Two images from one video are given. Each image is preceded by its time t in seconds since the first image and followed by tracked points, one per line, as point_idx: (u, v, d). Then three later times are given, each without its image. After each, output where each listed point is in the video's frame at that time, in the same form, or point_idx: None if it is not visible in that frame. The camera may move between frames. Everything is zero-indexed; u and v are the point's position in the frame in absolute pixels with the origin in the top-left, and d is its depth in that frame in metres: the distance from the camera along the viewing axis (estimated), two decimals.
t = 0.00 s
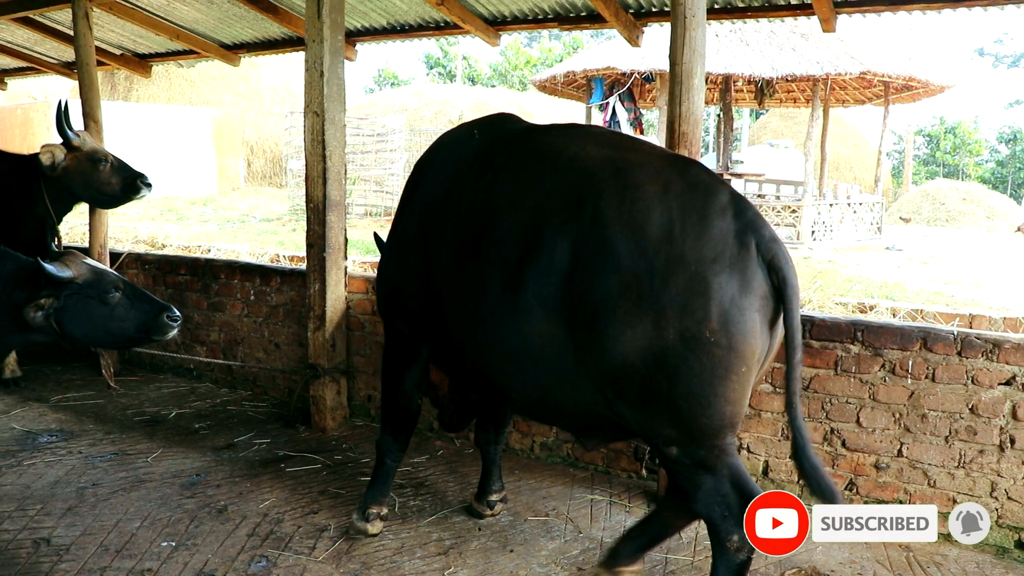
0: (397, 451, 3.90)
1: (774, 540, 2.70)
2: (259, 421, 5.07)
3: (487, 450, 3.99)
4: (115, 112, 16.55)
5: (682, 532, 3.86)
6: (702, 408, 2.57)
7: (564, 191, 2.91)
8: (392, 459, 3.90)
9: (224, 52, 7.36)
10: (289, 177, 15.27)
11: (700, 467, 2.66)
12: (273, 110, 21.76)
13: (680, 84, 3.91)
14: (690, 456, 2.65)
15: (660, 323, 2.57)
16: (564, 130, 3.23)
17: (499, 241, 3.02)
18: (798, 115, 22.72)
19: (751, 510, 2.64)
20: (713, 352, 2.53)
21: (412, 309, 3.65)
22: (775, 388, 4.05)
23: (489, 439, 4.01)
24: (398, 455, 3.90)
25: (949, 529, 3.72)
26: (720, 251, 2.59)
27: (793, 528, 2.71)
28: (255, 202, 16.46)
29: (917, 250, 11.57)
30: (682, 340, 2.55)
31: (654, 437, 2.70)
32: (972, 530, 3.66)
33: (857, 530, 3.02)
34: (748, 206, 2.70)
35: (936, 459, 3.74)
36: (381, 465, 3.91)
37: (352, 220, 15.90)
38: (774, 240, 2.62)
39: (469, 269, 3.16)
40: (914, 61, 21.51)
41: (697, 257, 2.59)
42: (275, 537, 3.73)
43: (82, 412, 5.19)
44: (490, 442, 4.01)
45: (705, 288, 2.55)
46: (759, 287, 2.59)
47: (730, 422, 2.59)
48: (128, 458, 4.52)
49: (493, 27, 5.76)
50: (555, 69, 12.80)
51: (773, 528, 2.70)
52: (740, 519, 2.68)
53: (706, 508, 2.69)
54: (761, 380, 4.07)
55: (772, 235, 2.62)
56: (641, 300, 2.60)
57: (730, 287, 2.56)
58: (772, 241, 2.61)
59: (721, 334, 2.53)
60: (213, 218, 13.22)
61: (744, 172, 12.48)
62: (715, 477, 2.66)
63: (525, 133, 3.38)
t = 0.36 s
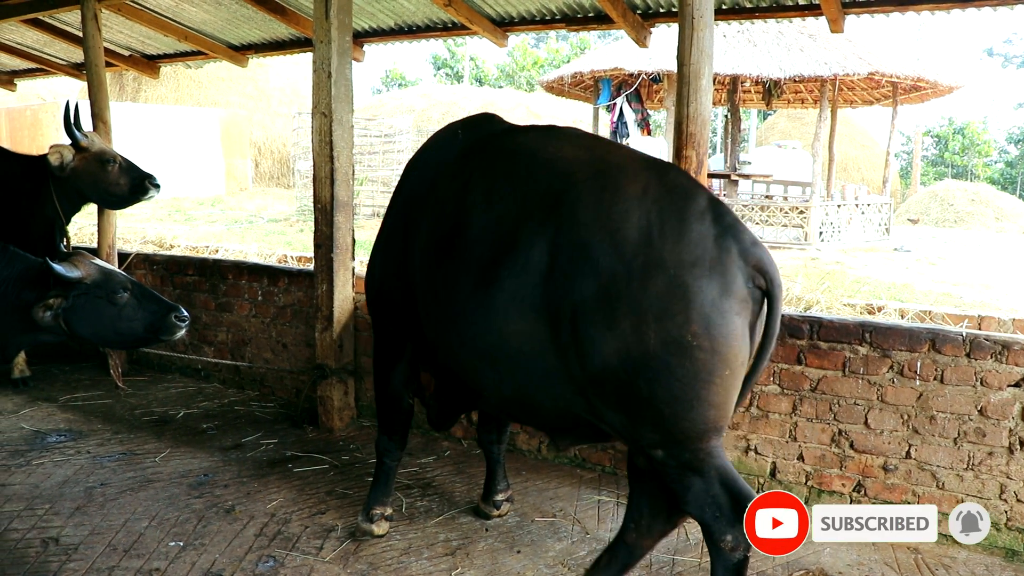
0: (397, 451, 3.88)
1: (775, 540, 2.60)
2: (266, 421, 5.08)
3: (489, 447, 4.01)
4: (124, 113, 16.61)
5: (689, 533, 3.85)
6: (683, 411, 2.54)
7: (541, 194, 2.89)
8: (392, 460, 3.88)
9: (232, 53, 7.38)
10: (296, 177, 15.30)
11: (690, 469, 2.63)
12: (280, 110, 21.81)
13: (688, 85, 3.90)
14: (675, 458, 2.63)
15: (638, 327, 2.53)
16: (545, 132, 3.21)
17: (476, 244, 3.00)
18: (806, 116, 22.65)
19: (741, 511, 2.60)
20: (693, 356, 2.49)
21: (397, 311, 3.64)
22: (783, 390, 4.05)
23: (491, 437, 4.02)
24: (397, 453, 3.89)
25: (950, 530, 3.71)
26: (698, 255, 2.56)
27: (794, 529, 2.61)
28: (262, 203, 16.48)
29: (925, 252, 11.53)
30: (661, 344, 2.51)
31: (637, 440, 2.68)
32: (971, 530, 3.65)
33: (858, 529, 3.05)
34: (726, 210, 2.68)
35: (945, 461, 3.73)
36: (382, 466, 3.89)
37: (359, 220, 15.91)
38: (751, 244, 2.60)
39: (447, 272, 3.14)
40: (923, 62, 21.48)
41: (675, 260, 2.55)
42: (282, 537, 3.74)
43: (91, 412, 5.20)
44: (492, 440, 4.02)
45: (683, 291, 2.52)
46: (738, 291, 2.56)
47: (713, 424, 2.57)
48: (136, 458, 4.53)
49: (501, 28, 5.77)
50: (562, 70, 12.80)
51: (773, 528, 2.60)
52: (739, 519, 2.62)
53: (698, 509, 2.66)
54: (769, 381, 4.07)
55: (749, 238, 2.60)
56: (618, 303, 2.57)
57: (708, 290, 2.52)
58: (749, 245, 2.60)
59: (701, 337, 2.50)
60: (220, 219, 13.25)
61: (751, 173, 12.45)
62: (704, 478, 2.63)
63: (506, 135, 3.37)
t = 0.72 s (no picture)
0: (403, 452, 3.89)
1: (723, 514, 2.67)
2: (277, 422, 5.10)
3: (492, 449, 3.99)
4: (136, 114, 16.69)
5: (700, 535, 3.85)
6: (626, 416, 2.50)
7: (496, 193, 2.87)
8: (397, 460, 3.88)
9: (243, 55, 7.41)
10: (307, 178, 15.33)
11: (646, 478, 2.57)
12: (291, 112, 21.89)
13: (699, 87, 3.89)
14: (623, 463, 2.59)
15: (580, 332, 2.51)
16: (511, 131, 3.19)
17: (435, 242, 3.01)
18: (818, 117, 22.58)
19: (689, 518, 2.52)
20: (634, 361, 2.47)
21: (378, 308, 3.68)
22: (795, 392, 4.03)
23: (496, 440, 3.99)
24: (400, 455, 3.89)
25: (948, 528, 3.74)
26: (643, 259, 2.53)
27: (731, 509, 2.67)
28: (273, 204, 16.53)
29: (937, 254, 11.47)
30: (602, 349, 2.49)
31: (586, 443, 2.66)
32: (972, 530, 3.68)
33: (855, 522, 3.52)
34: (678, 212, 2.65)
35: (958, 464, 3.71)
36: (387, 468, 3.89)
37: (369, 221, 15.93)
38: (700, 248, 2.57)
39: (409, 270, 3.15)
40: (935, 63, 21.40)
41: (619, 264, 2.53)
42: (293, 537, 3.75)
43: (103, 411, 5.23)
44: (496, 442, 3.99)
45: (624, 294, 2.50)
46: (683, 295, 2.53)
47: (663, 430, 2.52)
48: (148, 458, 4.55)
49: (512, 29, 5.77)
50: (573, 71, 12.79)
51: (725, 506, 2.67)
52: (695, 528, 2.53)
53: (651, 515, 2.58)
54: (781, 382, 4.06)
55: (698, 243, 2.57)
56: (561, 306, 2.55)
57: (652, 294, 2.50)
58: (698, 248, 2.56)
59: (643, 342, 2.47)
60: (231, 220, 13.29)
61: (762, 174, 12.42)
62: (654, 485, 2.56)
63: (480, 134, 3.36)
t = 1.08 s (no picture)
0: (410, 454, 3.88)
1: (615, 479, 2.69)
2: (290, 422, 5.11)
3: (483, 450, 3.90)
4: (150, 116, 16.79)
5: (713, 537, 3.84)
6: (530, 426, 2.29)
7: (457, 191, 2.74)
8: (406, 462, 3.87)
9: (258, 56, 7.44)
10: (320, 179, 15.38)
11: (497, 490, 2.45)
12: (305, 113, 21.96)
13: (713, 88, 3.88)
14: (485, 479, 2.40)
15: (498, 328, 2.27)
16: (491, 133, 3.01)
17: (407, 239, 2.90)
18: (831, 118, 22.50)
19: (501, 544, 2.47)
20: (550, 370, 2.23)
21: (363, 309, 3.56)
22: (808, 394, 4.01)
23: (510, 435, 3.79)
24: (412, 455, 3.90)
25: (948, 528, 3.75)
26: (580, 266, 2.27)
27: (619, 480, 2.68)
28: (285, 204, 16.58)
29: (952, 255, 11.41)
30: (520, 353, 2.25)
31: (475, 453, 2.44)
32: (971, 530, 3.70)
33: (857, 528, 3.82)
34: (630, 224, 2.36)
35: (973, 467, 3.69)
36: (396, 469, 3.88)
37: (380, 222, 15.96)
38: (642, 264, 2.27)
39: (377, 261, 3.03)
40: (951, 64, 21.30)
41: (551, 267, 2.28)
42: (306, 537, 3.75)
43: (117, 411, 5.26)
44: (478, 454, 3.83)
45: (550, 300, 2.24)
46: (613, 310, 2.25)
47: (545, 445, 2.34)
48: (162, 457, 4.57)
49: (526, 30, 5.78)
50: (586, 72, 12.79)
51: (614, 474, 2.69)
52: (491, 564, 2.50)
53: (466, 532, 2.47)
54: (795, 384, 4.04)
55: (641, 257, 2.28)
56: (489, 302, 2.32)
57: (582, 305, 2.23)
58: (639, 263, 2.27)
59: (562, 352, 2.22)
60: (244, 220, 13.33)
61: (775, 175, 12.39)
62: (488, 503, 2.44)
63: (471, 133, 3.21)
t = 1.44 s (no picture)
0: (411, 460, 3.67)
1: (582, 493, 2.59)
2: (303, 422, 5.12)
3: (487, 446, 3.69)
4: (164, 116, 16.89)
5: (726, 538, 3.83)
6: (459, 447, 2.36)
7: (387, 196, 2.76)
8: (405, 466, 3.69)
9: (271, 56, 7.47)
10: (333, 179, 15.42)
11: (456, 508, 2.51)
12: (318, 113, 22.04)
13: (727, 88, 3.87)
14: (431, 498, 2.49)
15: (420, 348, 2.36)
16: (434, 132, 3.02)
17: (343, 239, 2.96)
18: (845, 118, 22.41)
19: (460, 562, 2.49)
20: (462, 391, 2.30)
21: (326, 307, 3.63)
22: (822, 395, 4.00)
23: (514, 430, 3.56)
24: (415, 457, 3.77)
25: (948, 529, 3.75)
26: (489, 287, 2.31)
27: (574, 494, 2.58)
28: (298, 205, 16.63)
29: (967, 256, 11.35)
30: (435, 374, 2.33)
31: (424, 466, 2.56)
32: (971, 530, 3.70)
33: (857, 529, 3.84)
34: (544, 236, 2.35)
35: (988, 469, 3.66)
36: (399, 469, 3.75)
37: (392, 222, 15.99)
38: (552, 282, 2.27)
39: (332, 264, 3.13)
40: (967, 64, 21.21)
41: (463, 288, 2.33)
42: (319, 536, 3.76)
43: (130, 410, 5.28)
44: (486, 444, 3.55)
45: (462, 320, 2.29)
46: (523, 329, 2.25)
47: (482, 464, 2.39)
48: (175, 456, 4.59)
49: (539, 31, 5.77)
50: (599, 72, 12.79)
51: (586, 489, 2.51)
52: None
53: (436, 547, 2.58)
54: (808, 386, 4.02)
55: (551, 274, 2.25)
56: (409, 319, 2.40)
57: (490, 326, 2.27)
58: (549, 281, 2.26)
59: (472, 371, 2.27)
60: (257, 220, 13.37)
61: (788, 176, 12.35)
62: (445, 521, 2.51)
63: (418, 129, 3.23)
